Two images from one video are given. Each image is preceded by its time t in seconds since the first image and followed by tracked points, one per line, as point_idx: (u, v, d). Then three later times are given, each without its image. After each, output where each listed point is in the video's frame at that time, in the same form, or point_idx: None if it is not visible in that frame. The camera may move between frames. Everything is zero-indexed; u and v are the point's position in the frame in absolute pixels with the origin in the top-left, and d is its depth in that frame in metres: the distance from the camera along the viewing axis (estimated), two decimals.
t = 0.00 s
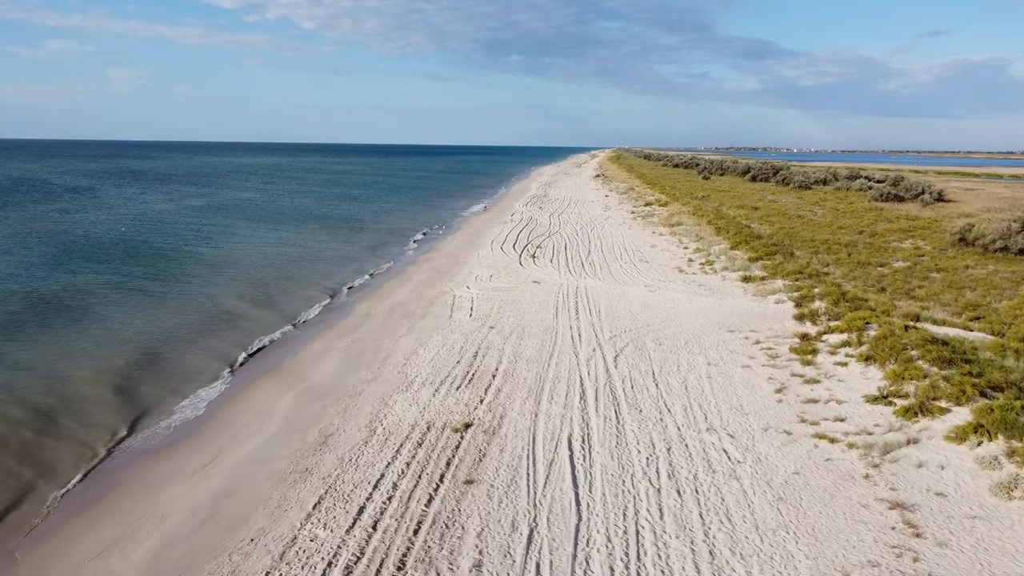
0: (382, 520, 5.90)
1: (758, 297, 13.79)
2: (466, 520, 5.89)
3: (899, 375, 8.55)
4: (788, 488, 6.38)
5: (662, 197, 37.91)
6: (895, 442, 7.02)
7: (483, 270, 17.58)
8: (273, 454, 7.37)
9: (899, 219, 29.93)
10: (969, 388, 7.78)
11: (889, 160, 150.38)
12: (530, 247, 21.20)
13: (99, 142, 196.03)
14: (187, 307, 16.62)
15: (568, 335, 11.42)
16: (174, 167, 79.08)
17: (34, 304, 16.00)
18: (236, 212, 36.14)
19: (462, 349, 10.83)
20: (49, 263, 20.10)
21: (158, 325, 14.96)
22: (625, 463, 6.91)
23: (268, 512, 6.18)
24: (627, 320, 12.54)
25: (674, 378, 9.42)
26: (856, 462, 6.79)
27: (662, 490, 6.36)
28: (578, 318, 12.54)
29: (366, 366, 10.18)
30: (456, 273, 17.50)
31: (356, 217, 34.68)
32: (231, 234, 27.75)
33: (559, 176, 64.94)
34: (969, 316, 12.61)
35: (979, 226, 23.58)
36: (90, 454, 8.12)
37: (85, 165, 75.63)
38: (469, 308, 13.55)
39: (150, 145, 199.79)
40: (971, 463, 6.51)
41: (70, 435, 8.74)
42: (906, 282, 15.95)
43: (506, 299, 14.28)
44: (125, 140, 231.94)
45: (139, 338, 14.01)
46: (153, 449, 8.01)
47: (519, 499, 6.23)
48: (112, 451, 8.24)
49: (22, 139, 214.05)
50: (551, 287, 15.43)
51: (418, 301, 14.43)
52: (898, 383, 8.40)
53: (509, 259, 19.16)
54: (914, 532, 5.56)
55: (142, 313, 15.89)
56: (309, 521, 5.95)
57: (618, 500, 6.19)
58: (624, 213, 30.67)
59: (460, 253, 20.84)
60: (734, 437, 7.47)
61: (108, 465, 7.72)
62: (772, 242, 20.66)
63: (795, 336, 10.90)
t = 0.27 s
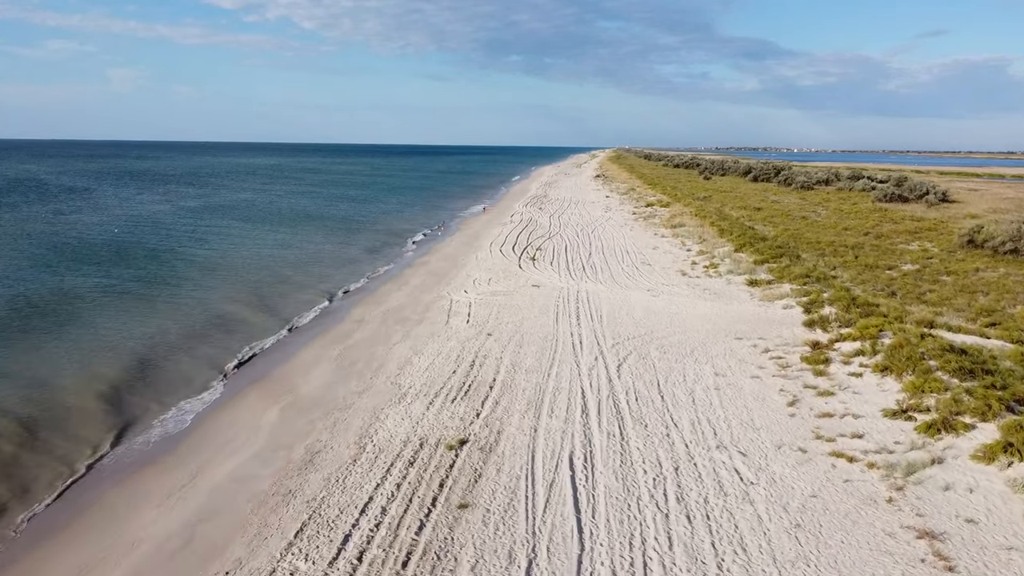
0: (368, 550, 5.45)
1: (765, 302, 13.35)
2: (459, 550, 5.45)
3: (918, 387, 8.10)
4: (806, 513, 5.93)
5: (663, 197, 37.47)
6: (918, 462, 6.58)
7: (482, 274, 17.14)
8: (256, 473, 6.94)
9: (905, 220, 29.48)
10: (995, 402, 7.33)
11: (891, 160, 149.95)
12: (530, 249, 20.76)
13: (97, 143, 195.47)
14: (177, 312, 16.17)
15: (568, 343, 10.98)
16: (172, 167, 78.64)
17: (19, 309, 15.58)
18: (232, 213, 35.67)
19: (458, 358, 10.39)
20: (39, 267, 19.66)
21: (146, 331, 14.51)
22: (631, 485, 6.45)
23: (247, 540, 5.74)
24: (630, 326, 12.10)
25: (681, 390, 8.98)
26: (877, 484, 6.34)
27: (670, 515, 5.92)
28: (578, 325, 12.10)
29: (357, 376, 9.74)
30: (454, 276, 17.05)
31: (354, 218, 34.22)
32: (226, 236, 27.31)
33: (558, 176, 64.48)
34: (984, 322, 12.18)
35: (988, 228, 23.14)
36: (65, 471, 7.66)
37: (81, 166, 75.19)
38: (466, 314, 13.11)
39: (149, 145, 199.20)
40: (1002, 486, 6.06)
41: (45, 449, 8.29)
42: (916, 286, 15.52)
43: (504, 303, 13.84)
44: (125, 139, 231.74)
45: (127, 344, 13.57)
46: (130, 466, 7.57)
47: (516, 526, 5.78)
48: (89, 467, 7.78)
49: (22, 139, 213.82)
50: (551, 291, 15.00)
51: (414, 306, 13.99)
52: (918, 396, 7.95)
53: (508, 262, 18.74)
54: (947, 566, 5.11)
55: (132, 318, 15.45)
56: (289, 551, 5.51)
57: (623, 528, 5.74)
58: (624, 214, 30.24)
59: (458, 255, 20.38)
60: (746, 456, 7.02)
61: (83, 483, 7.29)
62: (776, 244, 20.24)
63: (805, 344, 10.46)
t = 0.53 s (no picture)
0: None
1: (772, 308, 12.92)
2: None
3: (940, 401, 7.65)
4: (826, 543, 5.49)
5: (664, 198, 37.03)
6: (945, 485, 6.12)
7: (480, 277, 16.71)
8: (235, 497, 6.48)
9: (911, 221, 29.04)
10: None
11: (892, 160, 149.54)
12: (529, 251, 20.32)
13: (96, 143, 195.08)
14: (168, 317, 15.74)
15: (570, 351, 10.55)
16: (170, 168, 78.23)
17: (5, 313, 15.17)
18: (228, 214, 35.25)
19: (454, 367, 9.96)
20: (28, 270, 19.24)
21: (135, 337, 14.09)
22: (637, 511, 6.00)
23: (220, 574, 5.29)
24: (633, 333, 11.66)
25: (688, 402, 8.53)
26: (903, 510, 5.89)
27: (680, 546, 5.47)
28: (580, 331, 11.68)
29: (348, 387, 9.29)
30: (451, 280, 16.62)
31: (351, 219, 33.78)
32: (221, 237, 26.88)
33: (559, 177, 64.03)
34: (1001, 328, 11.73)
35: (997, 229, 22.70)
36: (38, 490, 7.19)
37: (79, 166, 74.77)
38: (464, 319, 12.68)
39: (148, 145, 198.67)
40: None
41: (19, 463, 7.84)
42: (927, 290, 15.09)
43: (503, 308, 13.41)
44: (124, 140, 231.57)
45: (114, 351, 13.14)
46: (105, 486, 7.15)
47: (513, 559, 5.33)
48: (63, 485, 7.32)
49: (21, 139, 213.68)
50: (552, 295, 14.59)
51: (410, 311, 13.54)
52: (940, 411, 7.50)
53: (508, 264, 18.33)
54: None
55: (121, 323, 15.03)
56: None
57: (630, 560, 5.28)
58: (625, 215, 29.85)
59: (456, 258, 19.94)
60: (760, 477, 6.57)
61: (54, 504, 6.86)
62: (782, 246, 19.80)
63: (817, 352, 10.01)
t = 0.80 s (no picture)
0: None
1: (781, 314, 12.47)
2: None
3: (963, 417, 7.21)
4: None
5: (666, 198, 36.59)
6: (976, 511, 5.66)
7: (478, 281, 16.27)
8: (213, 522, 6.06)
9: (917, 222, 28.61)
10: None
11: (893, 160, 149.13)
12: (529, 254, 19.87)
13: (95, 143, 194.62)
14: (157, 322, 15.29)
15: (571, 361, 10.10)
16: (168, 168, 77.79)
17: None
18: (224, 215, 34.80)
19: (450, 377, 9.51)
20: (16, 273, 18.78)
21: (122, 344, 13.64)
22: (643, 540, 5.55)
23: None
24: (636, 340, 11.22)
25: (695, 417, 8.08)
26: (933, 539, 5.43)
27: None
28: (581, 338, 11.26)
29: (338, 399, 8.85)
30: (449, 284, 16.17)
31: (348, 220, 33.33)
32: (216, 239, 26.43)
33: (558, 177, 63.56)
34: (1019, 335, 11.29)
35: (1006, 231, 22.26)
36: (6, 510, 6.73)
37: (76, 166, 74.29)
38: (461, 326, 12.23)
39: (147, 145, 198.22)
40: None
41: None
42: (939, 294, 14.66)
43: (502, 314, 12.96)
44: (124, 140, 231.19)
45: (99, 359, 12.69)
46: (75, 508, 6.70)
47: None
48: (34, 504, 6.86)
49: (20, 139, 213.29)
50: (552, 300, 14.18)
51: (405, 316, 13.10)
52: (964, 427, 7.06)
53: (507, 267, 17.91)
54: None
55: (108, 329, 14.58)
56: None
57: None
58: (627, 216, 29.44)
59: (454, 261, 19.49)
60: (776, 501, 6.12)
61: (20, 527, 6.41)
62: (787, 249, 19.37)
63: (829, 362, 9.58)
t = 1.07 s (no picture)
0: None
1: (789, 321, 12.03)
2: None
3: (990, 435, 6.77)
4: None
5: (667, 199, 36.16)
6: (1012, 542, 5.21)
7: (476, 285, 15.82)
8: (186, 552, 5.63)
9: (922, 224, 28.17)
10: None
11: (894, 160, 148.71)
12: (528, 256, 19.43)
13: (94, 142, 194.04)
14: (146, 328, 14.83)
15: (571, 371, 9.65)
16: (166, 168, 77.43)
17: None
18: (220, 215, 34.38)
19: (444, 388, 9.08)
20: (4, 276, 18.38)
21: (108, 350, 13.18)
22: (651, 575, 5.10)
23: None
24: (640, 348, 10.76)
25: (703, 432, 7.63)
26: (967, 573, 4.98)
27: None
28: (582, 346, 10.83)
29: (327, 412, 8.40)
30: (445, 287, 15.74)
31: (345, 221, 32.88)
32: (209, 240, 25.99)
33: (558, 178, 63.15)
34: None
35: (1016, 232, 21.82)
36: None
37: (73, 166, 73.98)
38: (457, 332, 11.78)
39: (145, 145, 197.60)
40: None
41: None
42: (951, 298, 14.22)
43: (500, 320, 12.53)
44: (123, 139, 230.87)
45: (83, 366, 12.23)
46: (42, 532, 6.25)
47: None
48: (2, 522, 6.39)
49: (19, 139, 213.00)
50: (552, 304, 13.75)
51: (399, 322, 12.66)
52: (991, 447, 6.62)
53: (506, 270, 17.49)
54: None
55: (95, 335, 14.12)
56: None
57: None
58: (627, 217, 29.04)
59: (451, 264, 19.04)
60: (793, 529, 5.67)
61: None
62: (792, 251, 18.94)
63: (842, 373, 9.13)
